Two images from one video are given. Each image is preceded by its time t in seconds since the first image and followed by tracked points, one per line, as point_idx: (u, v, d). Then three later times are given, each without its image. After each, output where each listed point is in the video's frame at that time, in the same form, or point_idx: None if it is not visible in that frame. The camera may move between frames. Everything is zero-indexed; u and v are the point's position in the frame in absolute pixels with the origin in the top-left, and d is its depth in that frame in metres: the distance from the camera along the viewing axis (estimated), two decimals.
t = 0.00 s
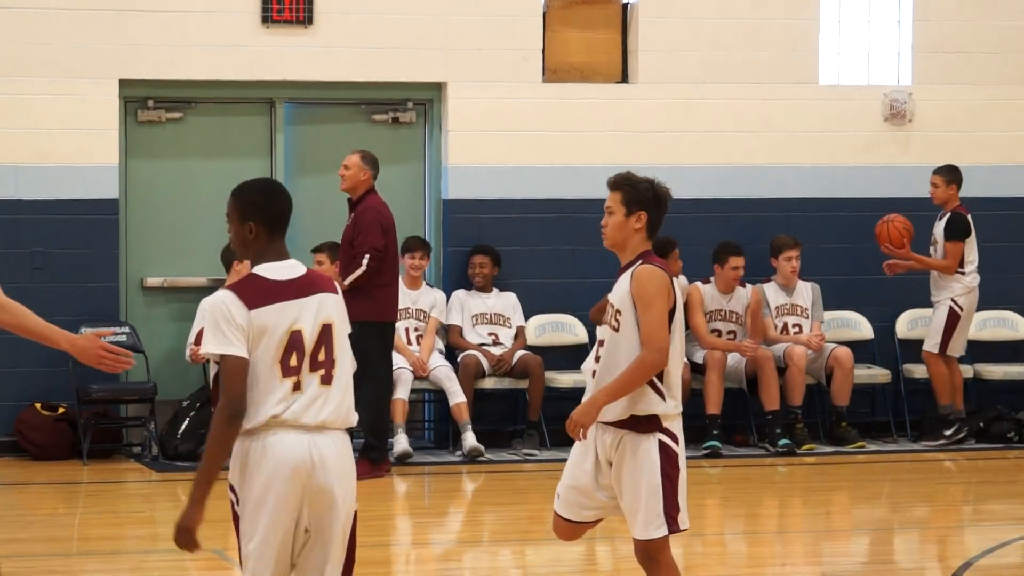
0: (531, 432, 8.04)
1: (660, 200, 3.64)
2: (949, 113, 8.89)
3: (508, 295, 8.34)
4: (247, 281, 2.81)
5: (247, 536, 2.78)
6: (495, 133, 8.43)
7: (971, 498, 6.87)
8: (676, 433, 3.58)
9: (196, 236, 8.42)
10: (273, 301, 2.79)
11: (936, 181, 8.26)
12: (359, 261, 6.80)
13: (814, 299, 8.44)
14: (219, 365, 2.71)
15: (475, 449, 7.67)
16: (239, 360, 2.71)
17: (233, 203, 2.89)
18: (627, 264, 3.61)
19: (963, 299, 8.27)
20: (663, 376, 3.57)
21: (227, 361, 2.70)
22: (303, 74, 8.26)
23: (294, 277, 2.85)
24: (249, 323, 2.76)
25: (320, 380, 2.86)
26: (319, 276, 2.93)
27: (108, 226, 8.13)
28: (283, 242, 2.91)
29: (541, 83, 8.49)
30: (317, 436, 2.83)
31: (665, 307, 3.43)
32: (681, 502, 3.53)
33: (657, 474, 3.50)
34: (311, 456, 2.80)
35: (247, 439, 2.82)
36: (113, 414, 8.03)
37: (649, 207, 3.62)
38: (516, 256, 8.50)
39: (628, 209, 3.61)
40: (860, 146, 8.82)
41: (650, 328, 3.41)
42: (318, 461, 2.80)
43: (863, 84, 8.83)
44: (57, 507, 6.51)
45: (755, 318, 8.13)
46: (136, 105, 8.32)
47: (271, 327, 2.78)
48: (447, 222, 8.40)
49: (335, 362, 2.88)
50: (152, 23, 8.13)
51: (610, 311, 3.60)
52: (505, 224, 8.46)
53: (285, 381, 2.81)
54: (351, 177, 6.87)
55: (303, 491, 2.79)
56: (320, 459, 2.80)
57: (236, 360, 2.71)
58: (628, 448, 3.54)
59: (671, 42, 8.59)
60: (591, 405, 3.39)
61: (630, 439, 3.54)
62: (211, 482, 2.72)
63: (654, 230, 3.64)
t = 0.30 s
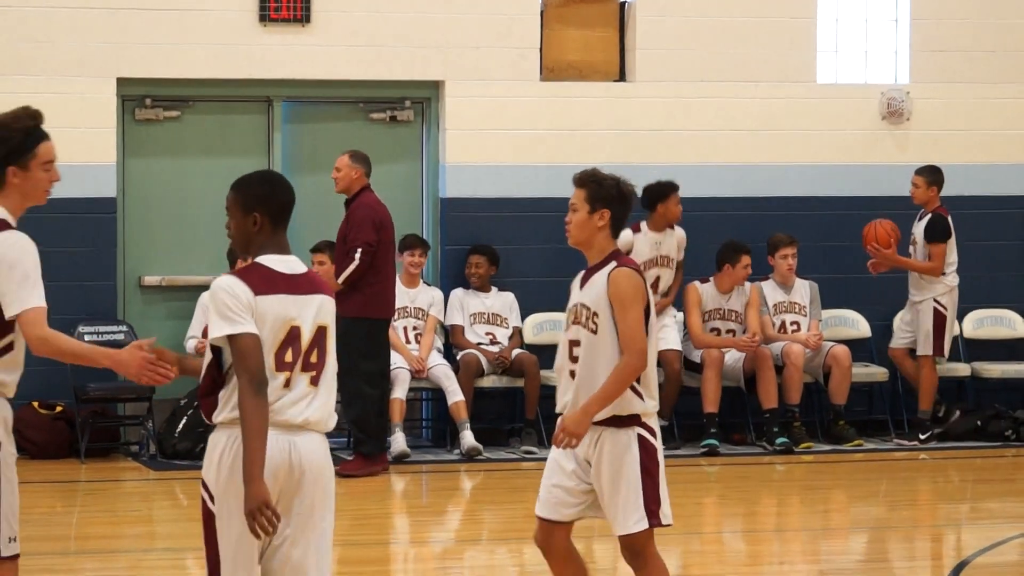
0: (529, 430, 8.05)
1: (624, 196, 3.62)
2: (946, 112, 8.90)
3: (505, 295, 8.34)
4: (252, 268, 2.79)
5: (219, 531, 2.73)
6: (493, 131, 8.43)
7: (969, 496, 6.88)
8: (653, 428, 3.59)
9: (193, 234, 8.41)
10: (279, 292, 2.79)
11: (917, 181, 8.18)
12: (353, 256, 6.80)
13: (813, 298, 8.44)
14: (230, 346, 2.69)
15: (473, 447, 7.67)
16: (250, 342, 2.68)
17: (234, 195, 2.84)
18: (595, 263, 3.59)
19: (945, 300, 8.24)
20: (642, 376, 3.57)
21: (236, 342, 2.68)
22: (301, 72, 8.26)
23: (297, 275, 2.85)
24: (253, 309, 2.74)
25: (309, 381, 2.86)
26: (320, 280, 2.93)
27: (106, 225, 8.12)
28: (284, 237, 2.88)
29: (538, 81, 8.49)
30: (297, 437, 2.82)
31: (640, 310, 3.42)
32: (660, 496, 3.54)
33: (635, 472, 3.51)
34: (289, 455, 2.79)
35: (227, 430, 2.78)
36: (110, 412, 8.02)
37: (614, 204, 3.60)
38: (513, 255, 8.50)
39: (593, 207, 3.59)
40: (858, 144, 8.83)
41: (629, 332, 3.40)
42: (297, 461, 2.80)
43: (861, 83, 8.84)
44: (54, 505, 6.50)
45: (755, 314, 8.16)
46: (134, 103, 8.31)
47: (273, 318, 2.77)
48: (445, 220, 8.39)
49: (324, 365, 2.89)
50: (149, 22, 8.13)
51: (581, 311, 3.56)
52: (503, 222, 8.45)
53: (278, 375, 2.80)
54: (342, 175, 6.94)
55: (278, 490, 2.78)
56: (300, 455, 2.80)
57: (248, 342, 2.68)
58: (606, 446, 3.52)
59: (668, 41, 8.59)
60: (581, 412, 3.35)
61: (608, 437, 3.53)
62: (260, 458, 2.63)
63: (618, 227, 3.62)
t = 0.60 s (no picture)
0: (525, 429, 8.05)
1: (566, 191, 3.50)
2: (942, 110, 8.91)
3: (503, 295, 8.33)
4: (216, 274, 2.74)
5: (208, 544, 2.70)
6: (489, 130, 8.43)
7: (965, 495, 6.88)
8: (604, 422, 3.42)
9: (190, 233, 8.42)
10: (249, 300, 2.74)
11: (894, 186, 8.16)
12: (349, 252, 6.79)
13: (809, 297, 8.45)
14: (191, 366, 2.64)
15: (470, 446, 7.67)
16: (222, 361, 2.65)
17: (195, 196, 2.79)
18: (548, 263, 3.48)
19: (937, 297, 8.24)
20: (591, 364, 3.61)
21: (206, 361, 2.64)
22: (297, 71, 8.26)
23: (261, 275, 2.80)
24: (223, 320, 2.69)
25: (286, 384, 2.83)
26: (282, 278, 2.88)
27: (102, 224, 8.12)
28: (245, 236, 2.85)
29: (535, 80, 8.49)
30: (281, 442, 2.80)
31: (610, 312, 3.35)
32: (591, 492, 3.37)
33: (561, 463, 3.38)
34: (276, 462, 2.77)
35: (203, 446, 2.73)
36: (107, 411, 8.02)
37: (553, 203, 3.48)
38: (510, 254, 8.50)
39: (535, 206, 3.48)
40: (854, 143, 8.83)
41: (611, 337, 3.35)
42: (283, 469, 2.79)
43: (857, 81, 8.84)
44: (51, 505, 6.50)
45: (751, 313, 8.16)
46: (131, 102, 8.31)
47: (246, 325, 2.73)
48: (441, 219, 8.40)
49: (298, 366, 2.87)
50: (146, 20, 8.13)
51: (534, 312, 3.45)
52: (500, 221, 8.45)
53: (258, 386, 2.76)
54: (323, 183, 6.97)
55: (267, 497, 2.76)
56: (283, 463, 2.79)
57: (210, 362, 2.65)
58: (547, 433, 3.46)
59: (665, 39, 8.59)
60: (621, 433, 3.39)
61: (550, 428, 3.42)
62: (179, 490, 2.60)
63: (567, 222, 3.49)
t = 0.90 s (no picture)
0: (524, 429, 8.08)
1: (553, 193, 3.59)
2: (937, 110, 8.92)
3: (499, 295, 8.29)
4: (160, 279, 2.73)
5: (184, 555, 2.71)
6: (485, 130, 8.43)
7: (959, 494, 6.89)
8: (549, 421, 3.56)
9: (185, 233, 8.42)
10: (192, 304, 2.74)
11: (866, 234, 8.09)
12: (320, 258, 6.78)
13: (803, 296, 8.45)
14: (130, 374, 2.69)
15: (465, 446, 7.68)
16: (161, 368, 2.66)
17: (138, 197, 2.77)
18: (531, 263, 3.58)
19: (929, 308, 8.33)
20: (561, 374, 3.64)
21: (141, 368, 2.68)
22: (292, 70, 8.26)
23: (208, 277, 2.79)
24: (163, 326, 2.70)
25: (247, 388, 2.82)
26: (232, 277, 2.86)
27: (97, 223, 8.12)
28: (191, 241, 2.82)
29: (530, 79, 8.49)
30: (248, 448, 2.80)
31: (578, 326, 3.43)
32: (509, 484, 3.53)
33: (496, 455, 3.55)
34: (246, 467, 2.78)
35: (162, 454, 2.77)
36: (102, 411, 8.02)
37: (540, 205, 3.57)
38: (505, 253, 8.49)
39: (522, 207, 3.57)
40: (849, 142, 8.84)
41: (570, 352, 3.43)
42: (254, 475, 2.79)
43: (852, 81, 8.84)
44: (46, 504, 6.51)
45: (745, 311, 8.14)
46: (126, 101, 8.31)
47: (190, 330, 2.73)
48: (435, 218, 8.40)
49: (259, 368, 2.85)
50: (141, 20, 8.13)
51: (509, 310, 3.55)
52: (495, 221, 8.44)
53: (212, 392, 2.75)
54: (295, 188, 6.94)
55: (241, 502, 2.77)
56: (252, 469, 2.79)
57: (146, 371, 2.69)
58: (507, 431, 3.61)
59: (660, 39, 8.59)
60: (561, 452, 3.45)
61: (501, 422, 3.57)
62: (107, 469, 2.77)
63: (552, 224, 3.59)
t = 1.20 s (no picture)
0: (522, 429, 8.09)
1: (522, 193, 3.36)
2: (932, 110, 8.92)
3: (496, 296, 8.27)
4: (156, 289, 2.57)
5: None
6: (481, 130, 8.43)
7: (956, 494, 6.89)
8: (531, 429, 3.31)
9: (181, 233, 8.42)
10: (185, 318, 2.58)
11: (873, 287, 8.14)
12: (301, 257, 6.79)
13: (799, 295, 8.44)
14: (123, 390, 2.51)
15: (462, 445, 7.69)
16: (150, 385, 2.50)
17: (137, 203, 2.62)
18: (498, 266, 3.34)
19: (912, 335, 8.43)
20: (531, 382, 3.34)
21: (134, 385, 2.50)
22: (288, 70, 8.26)
23: (207, 291, 2.62)
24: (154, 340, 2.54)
25: (233, 407, 2.67)
26: (234, 287, 2.70)
27: (93, 223, 8.12)
28: (193, 248, 2.67)
29: (525, 79, 8.49)
30: (228, 467, 2.66)
31: (533, 323, 3.21)
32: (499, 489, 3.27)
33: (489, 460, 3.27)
34: (222, 485, 2.63)
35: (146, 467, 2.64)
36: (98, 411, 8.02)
37: (506, 204, 3.34)
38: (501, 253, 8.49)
39: (488, 206, 3.34)
40: (845, 142, 8.84)
41: (518, 349, 3.18)
42: (230, 493, 2.64)
43: (848, 80, 8.84)
44: (42, 504, 6.51)
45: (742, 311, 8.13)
46: (121, 101, 8.30)
47: (180, 345, 2.56)
48: (432, 218, 8.40)
49: (248, 386, 2.69)
50: (136, 20, 8.13)
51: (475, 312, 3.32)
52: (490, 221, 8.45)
53: (194, 408, 2.61)
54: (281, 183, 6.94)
55: (212, 521, 2.62)
56: (230, 488, 2.64)
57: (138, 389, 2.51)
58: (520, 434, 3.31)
59: (655, 38, 8.59)
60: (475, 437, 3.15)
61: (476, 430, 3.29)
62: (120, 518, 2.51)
63: (520, 225, 3.35)
